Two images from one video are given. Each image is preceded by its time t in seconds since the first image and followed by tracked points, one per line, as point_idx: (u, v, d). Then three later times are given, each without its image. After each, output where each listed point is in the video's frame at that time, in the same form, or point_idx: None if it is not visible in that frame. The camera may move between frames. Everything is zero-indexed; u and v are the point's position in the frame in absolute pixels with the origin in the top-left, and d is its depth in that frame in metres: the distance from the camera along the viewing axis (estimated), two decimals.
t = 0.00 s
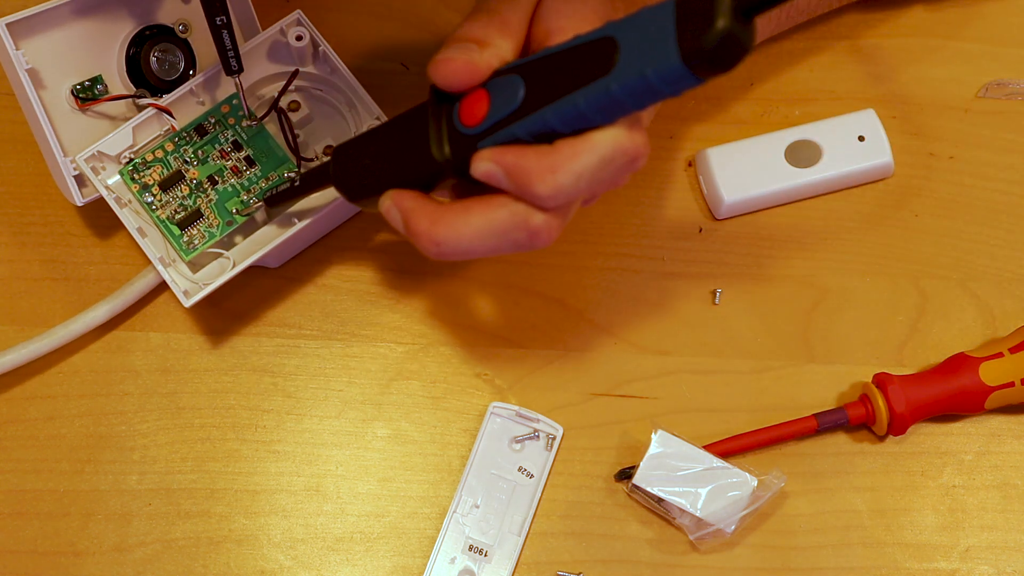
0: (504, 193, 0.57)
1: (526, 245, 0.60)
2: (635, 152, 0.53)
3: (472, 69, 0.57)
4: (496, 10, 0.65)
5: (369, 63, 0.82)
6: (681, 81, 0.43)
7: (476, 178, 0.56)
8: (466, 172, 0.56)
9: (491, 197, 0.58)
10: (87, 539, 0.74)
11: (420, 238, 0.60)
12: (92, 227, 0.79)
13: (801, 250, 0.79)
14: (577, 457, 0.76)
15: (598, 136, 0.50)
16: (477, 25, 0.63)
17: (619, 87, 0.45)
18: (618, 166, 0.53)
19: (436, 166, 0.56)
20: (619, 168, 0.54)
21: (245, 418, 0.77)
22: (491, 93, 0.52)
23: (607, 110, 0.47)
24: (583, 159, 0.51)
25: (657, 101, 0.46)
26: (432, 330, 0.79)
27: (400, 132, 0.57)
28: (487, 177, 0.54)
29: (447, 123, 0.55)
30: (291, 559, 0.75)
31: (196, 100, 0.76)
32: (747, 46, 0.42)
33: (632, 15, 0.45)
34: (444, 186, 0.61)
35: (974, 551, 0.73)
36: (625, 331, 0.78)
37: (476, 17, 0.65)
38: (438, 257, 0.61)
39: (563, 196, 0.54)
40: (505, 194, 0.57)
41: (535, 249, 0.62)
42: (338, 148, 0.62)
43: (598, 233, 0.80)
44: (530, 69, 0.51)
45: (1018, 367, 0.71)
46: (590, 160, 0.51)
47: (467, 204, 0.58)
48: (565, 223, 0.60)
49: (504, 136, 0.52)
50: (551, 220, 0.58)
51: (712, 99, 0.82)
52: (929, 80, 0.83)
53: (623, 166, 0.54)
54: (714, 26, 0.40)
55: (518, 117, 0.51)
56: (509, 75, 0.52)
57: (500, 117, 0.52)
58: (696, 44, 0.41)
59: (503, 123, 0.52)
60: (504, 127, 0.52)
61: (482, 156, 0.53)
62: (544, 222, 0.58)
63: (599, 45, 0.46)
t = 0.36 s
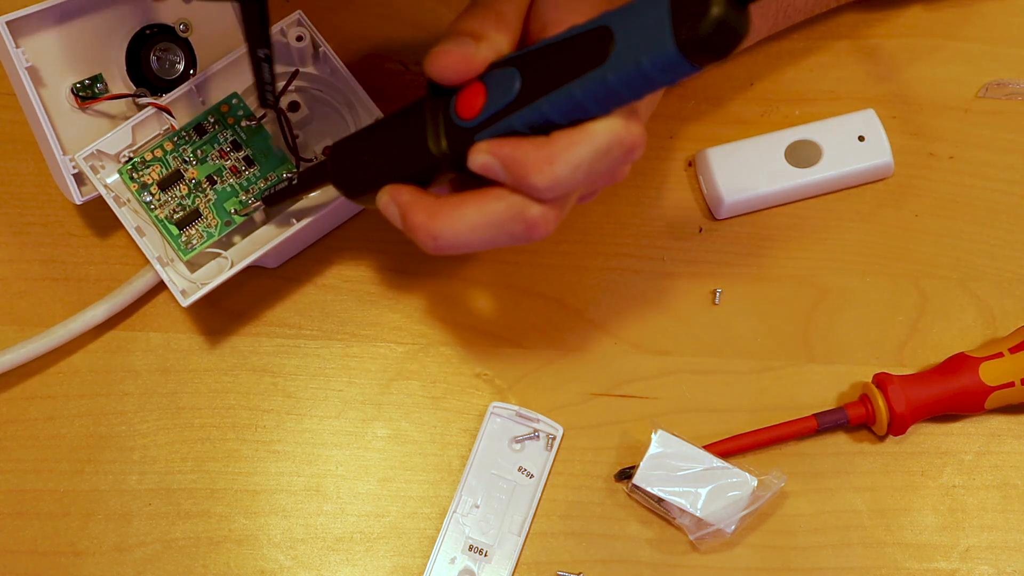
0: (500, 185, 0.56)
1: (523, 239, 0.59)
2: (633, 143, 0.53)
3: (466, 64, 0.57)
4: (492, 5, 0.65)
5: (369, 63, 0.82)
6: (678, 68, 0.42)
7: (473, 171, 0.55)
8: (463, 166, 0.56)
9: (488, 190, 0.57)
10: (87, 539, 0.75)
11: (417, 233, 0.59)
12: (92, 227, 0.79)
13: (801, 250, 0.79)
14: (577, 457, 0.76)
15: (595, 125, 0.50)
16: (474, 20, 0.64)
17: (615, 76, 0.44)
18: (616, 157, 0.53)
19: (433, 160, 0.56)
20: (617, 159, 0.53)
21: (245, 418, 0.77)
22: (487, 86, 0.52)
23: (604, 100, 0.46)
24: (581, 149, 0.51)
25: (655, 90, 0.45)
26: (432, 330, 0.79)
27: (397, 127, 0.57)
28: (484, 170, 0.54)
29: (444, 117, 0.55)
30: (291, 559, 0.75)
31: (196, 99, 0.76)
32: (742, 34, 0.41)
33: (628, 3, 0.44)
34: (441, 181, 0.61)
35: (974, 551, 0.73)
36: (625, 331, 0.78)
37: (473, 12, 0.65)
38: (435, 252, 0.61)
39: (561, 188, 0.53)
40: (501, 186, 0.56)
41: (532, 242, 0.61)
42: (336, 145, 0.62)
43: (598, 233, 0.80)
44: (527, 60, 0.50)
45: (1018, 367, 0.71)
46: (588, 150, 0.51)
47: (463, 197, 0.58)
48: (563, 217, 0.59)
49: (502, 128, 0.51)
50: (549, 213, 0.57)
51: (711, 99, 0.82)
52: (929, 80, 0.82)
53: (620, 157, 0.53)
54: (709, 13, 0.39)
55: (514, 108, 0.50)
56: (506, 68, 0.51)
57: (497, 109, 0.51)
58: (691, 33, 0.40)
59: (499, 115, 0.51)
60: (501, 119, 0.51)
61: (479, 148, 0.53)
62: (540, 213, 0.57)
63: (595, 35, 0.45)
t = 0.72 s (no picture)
0: (500, 185, 0.56)
1: (522, 239, 0.59)
2: (633, 142, 0.52)
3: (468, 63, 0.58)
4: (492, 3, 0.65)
5: (369, 62, 0.82)
6: (678, 67, 0.43)
7: (473, 171, 0.55)
8: (463, 165, 0.56)
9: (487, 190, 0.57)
10: (87, 539, 0.75)
11: (416, 233, 0.58)
12: (92, 227, 0.79)
13: (801, 250, 0.79)
14: (577, 457, 0.76)
15: (594, 125, 0.50)
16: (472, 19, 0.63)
17: (615, 75, 0.44)
18: (615, 157, 0.52)
19: (432, 159, 0.56)
20: (616, 159, 0.53)
21: (245, 418, 0.77)
22: (485, 85, 0.52)
23: (605, 99, 0.46)
24: (580, 149, 0.50)
25: (655, 88, 0.46)
26: (432, 330, 0.79)
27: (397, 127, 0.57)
28: (484, 169, 0.53)
29: (442, 117, 0.55)
30: (291, 559, 0.75)
31: (196, 99, 0.76)
32: (740, 33, 0.41)
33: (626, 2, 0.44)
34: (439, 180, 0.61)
35: (974, 551, 0.73)
36: (625, 331, 0.78)
37: (471, 10, 0.65)
38: (434, 252, 0.60)
39: (560, 188, 0.52)
40: (501, 186, 0.56)
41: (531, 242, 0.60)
42: (335, 145, 0.62)
43: (598, 233, 0.80)
44: (524, 59, 0.50)
45: (1018, 367, 0.71)
46: (587, 150, 0.50)
47: (463, 197, 0.57)
48: (562, 217, 0.59)
49: (501, 128, 0.51)
50: (548, 213, 0.57)
51: (711, 99, 0.82)
52: (929, 80, 0.82)
53: (619, 157, 0.53)
54: (707, 13, 0.40)
55: (513, 108, 0.50)
56: (504, 67, 0.51)
57: (495, 109, 0.51)
58: (689, 32, 0.40)
59: (499, 115, 0.51)
60: (500, 120, 0.51)
61: (479, 148, 0.53)
62: (540, 213, 0.56)
63: (593, 33, 0.45)
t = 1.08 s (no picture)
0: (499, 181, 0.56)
1: (521, 235, 0.59)
2: (631, 139, 0.52)
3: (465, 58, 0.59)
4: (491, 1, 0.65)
5: (369, 62, 0.82)
6: (676, 61, 0.42)
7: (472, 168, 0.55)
8: (461, 162, 0.56)
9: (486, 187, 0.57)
10: (87, 539, 0.74)
11: (416, 230, 0.59)
12: (92, 227, 0.79)
13: (801, 250, 0.79)
14: (577, 457, 0.76)
15: (593, 120, 0.50)
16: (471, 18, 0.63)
17: (613, 70, 0.44)
18: (614, 153, 0.53)
19: (431, 156, 0.55)
20: (614, 155, 0.53)
21: (245, 418, 0.77)
22: (483, 82, 0.52)
23: (603, 94, 0.46)
24: (577, 145, 0.51)
25: (653, 83, 0.45)
26: (432, 330, 0.79)
27: (395, 124, 0.57)
28: (483, 165, 0.54)
29: (440, 114, 0.54)
30: (291, 559, 0.75)
31: (197, 98, 0.76)
32: (739, 26, 0.41)
33: None
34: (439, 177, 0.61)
35: (974, 551, 0.73)
36: (625, 331, 0.78)
37: (469, 10, 0.65)
38: (434, 249, 0.60)
39: (559, 184, 0.53)
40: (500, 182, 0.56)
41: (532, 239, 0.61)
42: (335, 143, 0.61)
43: (598, 233, 0.80)
44: (522, 55, 0.50)
45: (1018, 367, 0.71)
46: (585, 145, 0.51)
47: (463, 193, 0.57)
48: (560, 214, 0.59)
49: (499, 124, 0.51)
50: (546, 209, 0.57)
51: (711, 99, 0.82)
52: (929, 80, 0.82)
53: (617, 154, 0.53)
54: (705, 7, 0.39)
55: (511, 104, 0.50)
56: (502, 63, 0.51)
57: (494, 105, 0.51)
58: (687, 28, 0.40)
59: (497, 111, 0.51)
60: (498, 116, 0.51)
61: (478, 144, 0.53)
62: (539, 210, 0.56)
63: (591, 28, 0.45)
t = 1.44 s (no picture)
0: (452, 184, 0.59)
1: (470, 230, 0.63)
2: (587, 169, 0.57)
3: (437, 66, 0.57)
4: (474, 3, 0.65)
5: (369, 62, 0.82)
6: (642, 116, 0.45)
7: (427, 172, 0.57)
8: (417, 162, 0.57)
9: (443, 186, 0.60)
10: (87, 539, 0.74)
11: (370, 216, 0.61)
12: (92, 227, 0.79)
13: (801, 250, 0.79)
14: (578, 457, 0.76)
15: (555, 153, 0.54)
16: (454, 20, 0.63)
17: (580, 113, 0.46)
18: (570, 180, 0.57)
19: (388, 151, 0.56)
20: (570, 182, 0.57)
21: (245, 418, 0.77)
22: (452, 93, 0.53)
23: (565, 131, 0.48)
24: (536, 172, 0.54)
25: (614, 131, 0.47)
26: (432, 330, 0.79)
27: (360, 116, 0.57)
28: (440, 176, 0.55)
29: (405, 112, 0.55)
30: (291, 559, 0.74)
31: (196, 99, 0.77)
32: (711, 91, 0.43)
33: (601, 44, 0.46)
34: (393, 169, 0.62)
35: (974, 551, 0.73)
36: (624, 331, 0.78)
37: (452, 11, 0.64)
38: (386, 234, 0.63)
39: (514, 204, 0.57)
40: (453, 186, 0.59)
41: (469, 234, 0.65)
42: (292, 126, 0.61)
43: (598, 233, 0.80)
44: (494, 75, 0.51)
45: (1018, 367, 0.71)
46: (542, 174, 0.54)
47: (418, 187, 0.60)
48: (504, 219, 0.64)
49: (461, 140, 0.53)
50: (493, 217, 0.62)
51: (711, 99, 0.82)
52: (929, 80, 0.83)
53: (574, 180, 0.57)
54: (681, 72, 0.42)
55: (475, 121, 0.51)
56: (473, 79, 0.52)
57: (457, 119, 0.52)
58: (660, 86, 0.42)
59: (460, 125, 0.52)
60: (461, 130, 0.52)
61: (438, 155, 0.54)
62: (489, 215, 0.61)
63: (564, 69, 0.46)
